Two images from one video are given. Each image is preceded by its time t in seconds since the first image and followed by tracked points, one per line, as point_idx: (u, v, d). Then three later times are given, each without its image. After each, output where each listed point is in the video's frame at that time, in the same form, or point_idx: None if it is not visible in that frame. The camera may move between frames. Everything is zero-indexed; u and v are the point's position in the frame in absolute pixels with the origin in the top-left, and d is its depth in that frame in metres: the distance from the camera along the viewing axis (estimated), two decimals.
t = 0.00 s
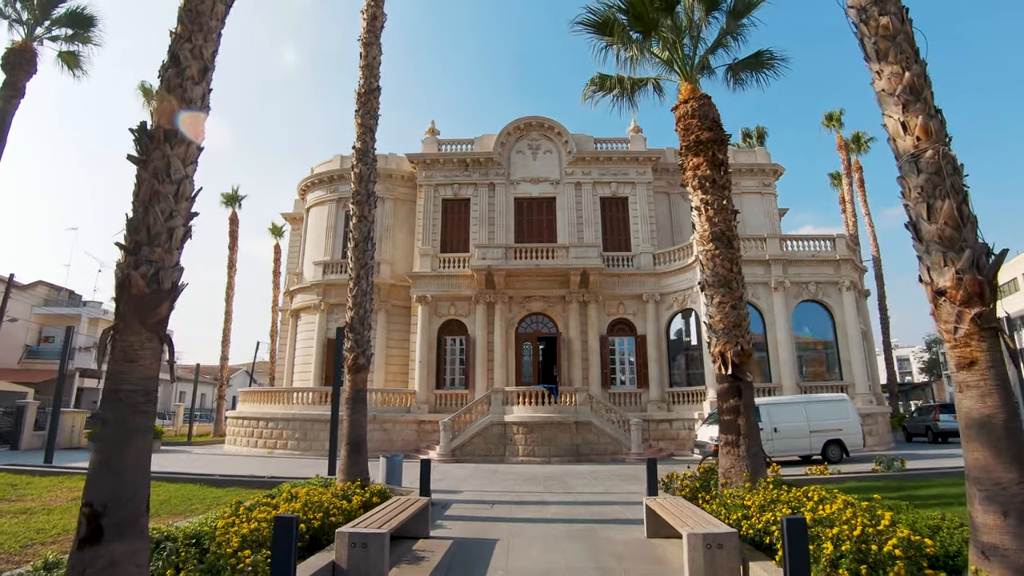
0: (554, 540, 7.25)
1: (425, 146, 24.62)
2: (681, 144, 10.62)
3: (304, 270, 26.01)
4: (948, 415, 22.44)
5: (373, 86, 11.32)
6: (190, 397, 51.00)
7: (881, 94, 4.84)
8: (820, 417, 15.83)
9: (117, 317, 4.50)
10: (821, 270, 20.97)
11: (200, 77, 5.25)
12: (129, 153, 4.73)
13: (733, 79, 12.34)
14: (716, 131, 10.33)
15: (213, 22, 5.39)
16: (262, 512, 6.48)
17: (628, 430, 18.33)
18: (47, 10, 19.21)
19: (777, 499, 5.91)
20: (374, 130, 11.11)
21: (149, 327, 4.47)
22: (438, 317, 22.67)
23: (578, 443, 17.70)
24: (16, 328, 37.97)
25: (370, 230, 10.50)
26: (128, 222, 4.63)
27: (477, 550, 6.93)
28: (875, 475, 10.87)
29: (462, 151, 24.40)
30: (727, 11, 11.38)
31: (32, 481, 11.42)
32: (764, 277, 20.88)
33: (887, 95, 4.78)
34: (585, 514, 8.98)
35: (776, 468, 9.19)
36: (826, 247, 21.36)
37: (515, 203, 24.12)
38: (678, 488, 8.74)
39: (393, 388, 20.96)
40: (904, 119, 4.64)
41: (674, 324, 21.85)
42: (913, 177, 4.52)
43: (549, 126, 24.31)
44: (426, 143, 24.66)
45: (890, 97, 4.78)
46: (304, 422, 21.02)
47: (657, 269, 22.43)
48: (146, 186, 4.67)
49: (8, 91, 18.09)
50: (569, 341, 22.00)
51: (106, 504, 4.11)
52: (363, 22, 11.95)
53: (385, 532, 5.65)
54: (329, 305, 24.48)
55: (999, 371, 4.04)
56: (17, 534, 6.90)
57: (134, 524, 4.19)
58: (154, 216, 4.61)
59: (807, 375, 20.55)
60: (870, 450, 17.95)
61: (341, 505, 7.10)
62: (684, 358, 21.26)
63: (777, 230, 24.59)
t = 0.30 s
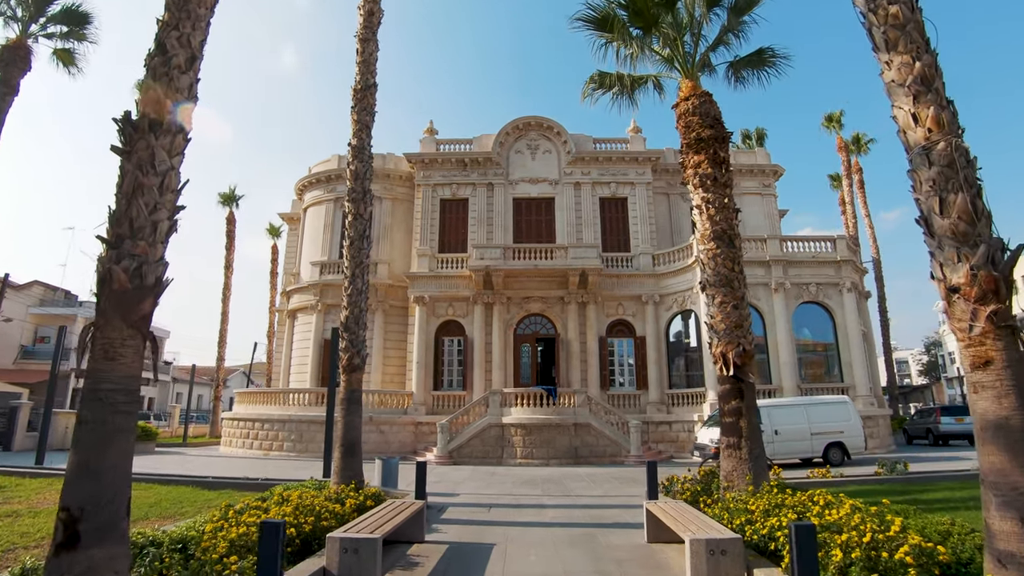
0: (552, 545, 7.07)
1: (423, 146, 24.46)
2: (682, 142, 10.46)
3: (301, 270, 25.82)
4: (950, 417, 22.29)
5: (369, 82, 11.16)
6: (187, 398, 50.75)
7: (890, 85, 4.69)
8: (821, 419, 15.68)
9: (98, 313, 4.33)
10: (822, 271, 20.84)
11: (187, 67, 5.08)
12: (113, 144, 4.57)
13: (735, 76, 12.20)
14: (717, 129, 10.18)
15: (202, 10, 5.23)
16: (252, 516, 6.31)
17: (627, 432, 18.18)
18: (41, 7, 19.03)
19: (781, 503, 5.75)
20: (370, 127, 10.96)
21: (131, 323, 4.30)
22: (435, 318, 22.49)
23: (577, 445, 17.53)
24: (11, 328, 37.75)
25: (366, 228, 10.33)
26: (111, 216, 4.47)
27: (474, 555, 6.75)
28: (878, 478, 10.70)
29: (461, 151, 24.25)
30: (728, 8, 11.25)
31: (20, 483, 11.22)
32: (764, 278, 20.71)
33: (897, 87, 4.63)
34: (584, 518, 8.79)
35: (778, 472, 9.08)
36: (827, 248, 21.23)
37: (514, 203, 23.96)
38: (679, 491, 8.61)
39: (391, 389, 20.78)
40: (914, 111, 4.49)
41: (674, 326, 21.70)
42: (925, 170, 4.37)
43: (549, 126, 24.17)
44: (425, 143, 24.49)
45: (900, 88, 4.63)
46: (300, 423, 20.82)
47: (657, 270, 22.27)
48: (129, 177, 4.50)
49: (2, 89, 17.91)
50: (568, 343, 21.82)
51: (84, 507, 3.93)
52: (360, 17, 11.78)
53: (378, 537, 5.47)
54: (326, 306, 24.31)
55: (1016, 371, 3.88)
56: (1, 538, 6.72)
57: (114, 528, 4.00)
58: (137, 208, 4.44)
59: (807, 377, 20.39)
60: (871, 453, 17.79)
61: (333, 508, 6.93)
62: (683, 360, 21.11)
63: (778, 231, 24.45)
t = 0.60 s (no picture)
0: (551, 550, 6.88)
1: (421, 146, 24.30)
2: (683, 140, 10.30)
3: (298, 271, 25.65)
4: (951, 420, 22.13)
5: (366, 80, 11.00)
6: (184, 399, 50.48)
7: (900, 76, 4.54)
8: (822, 422, 15.51)
9: (78, 310, 4.17)
10: (822, 273, 20.70)
11: (174, 56, 4.91)
12: (96, 135, 4.42)
13: (736, 75, 12.05)
14: (719, 126, 10.02)
15: None
16: (241, 520, 6.13)
17: (627, 434, 18.00)
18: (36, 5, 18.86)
19: (785, 508, 5.59)
20: (367, 125, 10.79)
21: (112, 321, 4.13)
22: (434, 319, 22.31)
23: (576, 448, 17.34)
24: (7, 329, 37.53)
25: (362, 227, 10.16)
26: (91, 209, 4.31)
27: (470, 560, 6.58)
28: (882, 481, 10.53)
29: (459, 151, 24.09)
30: (730, 5, 11.11)
31: (8, 486, 11.01)
32: (765, 279, 20.54)
33: (908, 78, 4.48)
34: (583, 522, 8.61)
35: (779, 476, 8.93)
36: (828, 250, 21.09)
37: (513, 204, 23.80)
38: (680, 495, 8.48)
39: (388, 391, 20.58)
40: (926, 102, 4.34)
41: (674, 327, 21.53)
42: (938, 163, 4.21)
43: (548, 126, 24.03)
44: (423, 143, 24.33)
45: (911, 78, 4.48)
46: (297, 425, 20.62)
47: (657, 271, 22.11)
48: (111, 169, 4.35)
49: None
50: (567, 344, 21.64)
51: (59, 513, 3.76)
52: (357, 14, 11.61)
53: (370, 543, 5.30)
54: (323, 307, 24.13)
55: None
56: None
57: (90, 536, 3.82)
58: (118, 201, 4.28)
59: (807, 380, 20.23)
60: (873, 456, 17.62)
61: (325, 513, 6.75)
62: (683, 362, 20.95)
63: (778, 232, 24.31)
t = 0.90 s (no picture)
0: (550, 557, 6.69)
1: (420, 146, 24.13)
2: (685, 138, 10.12)
3: (296, 272, 25.46)
4: (954, 422, 21.94)
5: (363, 76, 10.82)
6: (182, 401, 50.28)
7: (914, 64, 4.37)
8: (825, 424, 15.31)
9: (54, 307, 3.99)
10: (824, 274, 20.53)
11: (159, 45, 4.72)
12: (75, 125, 4.25)
13: (739, 72, 11.88)
14: (722, 124, 9.85)
15: None
16: (231, 527, 5.93)
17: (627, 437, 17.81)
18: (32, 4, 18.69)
19: (792, 515, 5.40)
20: (363, 122, 10.61)
21: (90, 319, 3.95)
22: (432, 320, 22.12)
23: (576, 451, 17.14)
24: (3, 330, 37.35)
25: (358, 225, 9.98)
26: (70, 202, 4.13)
27: (466, 567, 6.39)
28: (888, 485, 10.34)
29: (459, 151, 23.92)
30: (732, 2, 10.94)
31: None
32: (766, 280, 20.35)
33: (922, 66, 4.31)
34: (583, 527, 8.41)
35: (783, 481, 8.76)
36: (830, 251, 20.91)
37: (512, 205, 23.63)
38: (682, 500, 8.32)
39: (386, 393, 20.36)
40: (943, 91, 4.16)
41: (674, 329, 21.34)
42: (955, 154, 4.05)
43: (547, 126, 23.86)
44: (422, 143, 24.16)
45: (925, 67, 4.31)
46: (294, 427, 20.41)
47: (657, 272, 21.92)
48: (91, 160, 4.17)
49: None
50: (567, 346, 21.44)
51: (31, 522, 3.57)
52: (354, 9, 11.43)
53: (362, 550, 5.09)
54: (321, 308, 23.93)
55: None
56: None
57: (64, 547, 3.62)
58: (97, 193, 4.10)
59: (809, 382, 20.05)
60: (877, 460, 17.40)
61: (317, 518, 6.54)
62: (684, 364, 20.75)
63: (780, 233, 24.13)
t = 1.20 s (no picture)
0: (550, 563, 6.51)
1: (420, 146, 23.98)
2: (687, 135, 9.95)
3: (295, 273, 25.31)
4: (958, 424, 21.73)
5: (360, 73, 10.66)
6: (182, 403, 50.17)
7: (929, 52, 4.34)
8: (829, 426, 15.13)
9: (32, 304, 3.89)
10: (826, 275, 20.36)
11: (145, 32, 4.58)
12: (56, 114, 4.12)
13: (741, 69, 11.72)
14: (724, 121, 9.69)
15: None
16: (221, 533, 5.75)
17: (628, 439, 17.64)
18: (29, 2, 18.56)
19: (799, 520, 5.24)
20: (361, 119, 10.45)
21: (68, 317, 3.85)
22: (432, 321, 21.96)
23: (576, 453, 16.96)
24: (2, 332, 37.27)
25: (355, 224, 9.82)
26: (50, 195, 4.02)
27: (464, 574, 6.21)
28: (894, 488, 10.16)
29: (458, 151, 23.77)
30: None
31: None
32: (768, 281, 20.19)
33: (938, 53, 4.27)
34: (584, 532, 8.23)
35: (788, 483, 8.59)
36: (832, 251, 20.73)
37: (512, 205, 23.47)
38: (685, 504, 8.16)
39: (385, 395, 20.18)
40: (959, 79, 4.13)
41: (675, 330, 21.17)
42: (973, 145, 4.03)
43: (547, 126, 23.71)
44: (421, 143, 24.01)
45: (940, 55, 4.27)
46: (291, 429, 20.23)
47: (658, 272, 21.76)
48: (72, 151, 4.02)
49: None
50: (567, 347, 21.28)
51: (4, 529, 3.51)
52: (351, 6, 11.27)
53: (355, 557, 4.92)
54: (319, 309, 23.77)
55: None
56: None
57: (39, 555, 3.56)
58: (77, 185, 3.97)
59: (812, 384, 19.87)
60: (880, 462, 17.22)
61: (310, 524, 6.36)
62: (685, 365, 20.57)
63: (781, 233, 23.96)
